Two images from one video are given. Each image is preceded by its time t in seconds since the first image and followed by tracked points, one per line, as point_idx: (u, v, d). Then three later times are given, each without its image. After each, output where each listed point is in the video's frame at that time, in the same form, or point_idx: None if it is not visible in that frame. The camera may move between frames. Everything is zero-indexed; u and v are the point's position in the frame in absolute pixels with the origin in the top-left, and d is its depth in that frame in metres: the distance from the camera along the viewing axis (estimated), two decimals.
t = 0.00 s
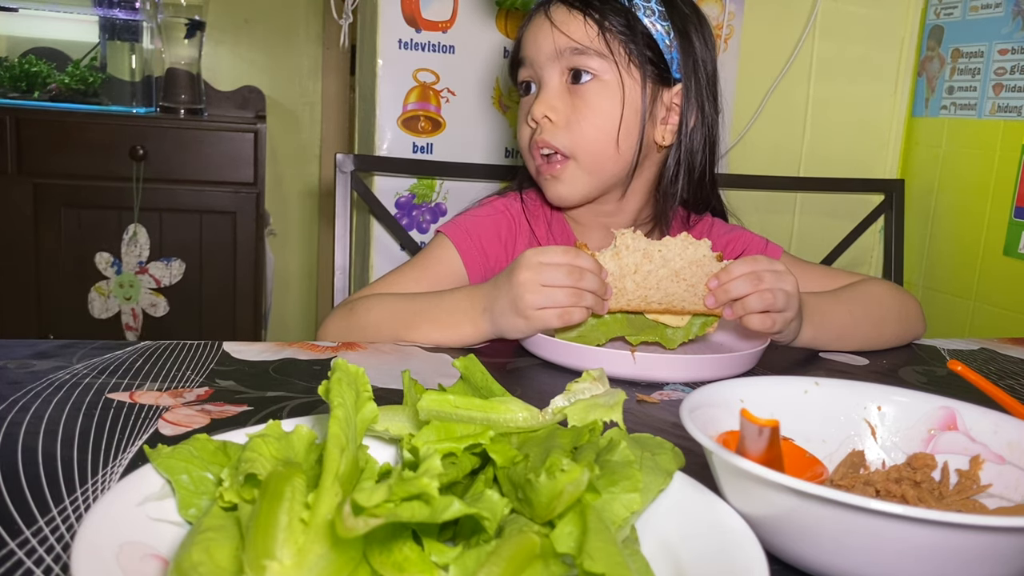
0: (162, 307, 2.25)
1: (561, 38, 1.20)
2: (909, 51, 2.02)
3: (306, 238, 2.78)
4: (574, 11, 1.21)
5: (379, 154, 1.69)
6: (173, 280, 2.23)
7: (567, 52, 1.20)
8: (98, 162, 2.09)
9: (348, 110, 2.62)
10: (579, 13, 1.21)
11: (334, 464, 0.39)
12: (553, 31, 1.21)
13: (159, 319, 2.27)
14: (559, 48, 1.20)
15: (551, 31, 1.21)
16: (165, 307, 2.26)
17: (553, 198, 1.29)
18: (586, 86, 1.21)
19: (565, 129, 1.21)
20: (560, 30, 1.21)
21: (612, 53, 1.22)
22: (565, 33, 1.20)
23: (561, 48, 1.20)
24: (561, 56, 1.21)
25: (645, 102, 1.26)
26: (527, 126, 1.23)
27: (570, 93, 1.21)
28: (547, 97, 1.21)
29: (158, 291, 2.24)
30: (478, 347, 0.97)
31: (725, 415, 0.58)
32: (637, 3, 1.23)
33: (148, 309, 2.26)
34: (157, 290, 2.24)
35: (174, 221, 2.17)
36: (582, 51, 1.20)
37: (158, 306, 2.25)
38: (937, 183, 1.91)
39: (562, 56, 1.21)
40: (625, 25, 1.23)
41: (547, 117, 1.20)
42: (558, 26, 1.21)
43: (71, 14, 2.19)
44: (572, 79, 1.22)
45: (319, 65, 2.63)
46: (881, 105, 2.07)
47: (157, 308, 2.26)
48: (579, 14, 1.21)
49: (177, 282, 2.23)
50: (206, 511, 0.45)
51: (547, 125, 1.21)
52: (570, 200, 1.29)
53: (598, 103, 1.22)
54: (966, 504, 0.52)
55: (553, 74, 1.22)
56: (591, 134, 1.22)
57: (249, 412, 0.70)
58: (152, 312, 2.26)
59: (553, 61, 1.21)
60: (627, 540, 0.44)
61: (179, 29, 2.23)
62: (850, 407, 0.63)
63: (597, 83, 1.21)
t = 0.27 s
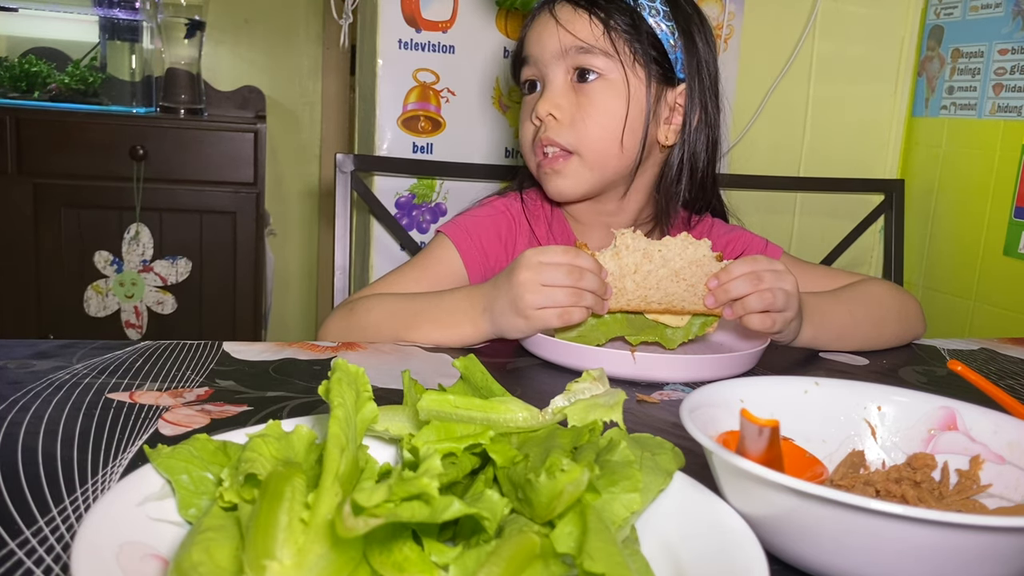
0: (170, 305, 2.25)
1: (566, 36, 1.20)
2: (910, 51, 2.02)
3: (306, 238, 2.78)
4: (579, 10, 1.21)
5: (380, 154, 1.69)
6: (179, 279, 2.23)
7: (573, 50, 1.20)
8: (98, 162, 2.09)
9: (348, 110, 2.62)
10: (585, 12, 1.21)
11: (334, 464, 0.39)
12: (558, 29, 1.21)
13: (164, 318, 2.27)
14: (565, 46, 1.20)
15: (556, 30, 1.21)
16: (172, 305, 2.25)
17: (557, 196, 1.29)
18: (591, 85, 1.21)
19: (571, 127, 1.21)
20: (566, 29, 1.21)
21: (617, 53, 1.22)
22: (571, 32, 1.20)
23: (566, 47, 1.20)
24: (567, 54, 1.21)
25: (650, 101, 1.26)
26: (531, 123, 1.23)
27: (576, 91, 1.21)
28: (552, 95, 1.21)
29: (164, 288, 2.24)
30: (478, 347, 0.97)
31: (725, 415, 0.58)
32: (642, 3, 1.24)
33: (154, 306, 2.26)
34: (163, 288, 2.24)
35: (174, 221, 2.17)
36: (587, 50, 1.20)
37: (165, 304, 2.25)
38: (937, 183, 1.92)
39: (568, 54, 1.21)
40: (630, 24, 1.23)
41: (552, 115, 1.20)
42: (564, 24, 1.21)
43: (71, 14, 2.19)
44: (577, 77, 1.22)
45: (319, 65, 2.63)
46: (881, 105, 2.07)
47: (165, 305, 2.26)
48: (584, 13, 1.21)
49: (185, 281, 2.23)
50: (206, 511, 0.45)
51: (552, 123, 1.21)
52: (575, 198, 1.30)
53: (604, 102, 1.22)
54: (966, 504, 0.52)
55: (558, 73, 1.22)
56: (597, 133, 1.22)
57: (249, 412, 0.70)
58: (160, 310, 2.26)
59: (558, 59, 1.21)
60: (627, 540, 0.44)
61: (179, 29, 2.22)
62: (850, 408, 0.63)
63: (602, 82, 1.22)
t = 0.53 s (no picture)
0: (174, 304, 2.25)
1: (575, 36, 1.20)
2: (909, 51, 2.02)
3: (306, 238, 2.78)
4: (587, 10, 1.21)
5: (379, 154, 1.69)
6: (183, 278, 2.23)
7: (581, 50, 1.20)
8: (98, 162, 2.09)
9: (348, 110, 2.62)
10: (593, 12, 1.21)
11: (334, 464, 0.39)
12: (566, 29, 1.21)
13: (171, 317, 2.26)
14: (573, 46, 1.20)
15: (564, 29, 1.21)
16: (176, 305, 2.25)
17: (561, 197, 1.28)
18: (599, 85, 1.21)
19: (579, 127, 1.21)
20: (574, 28, 1.21)
21: (625, 53, 1.22)
22: (580, 32, 1.20)
23: (575, 46, 1.20)
24: (575, 54, 1.21)
25: (657, 101, 1.27)
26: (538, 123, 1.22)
27: (584, 91, 1.21)
28: (560, 94, 1.21)
29: (167, 287, 2.24)
30: (478, 347, 0.97)
31: (725, 415, 0.58)
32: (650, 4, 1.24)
33: (159, 306, 2.26)
34: (167, 288, 2.24)
35: (174, 221, 2.17)
36: (596, 50, 1.20)
37: (169, 304, 2.25)
38: (937, 184, 1.92)
39: (576, 54, 1.21)
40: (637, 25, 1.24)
41: (560, 114, 1.20)
42: (572, 24, 1.21)
43: (71, 14, 2.19)
44: (584, 77, 1.21)
45: (319, 65, 2.63)
46: (881, 105, 2.07)
47: (168, 305, 2.26)
48: (592, 13, 1.21)
49: (187, 280, 2.23)
50: (206, 511, 0.45)
51: (559, 122, 1.21)
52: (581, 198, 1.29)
53: (612, 102, 1.22)
54: (965, 504, 0.52)
55: (566, 72, 1.21)
56: (605, 133, 1.22)
57: (249, 412, 0.70)
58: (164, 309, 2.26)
59: (567, 58, 1.21)
60: (627, 540, 0.44)
61: (179, 29, 2.22)
62: (850, 408, 0.63)
63: (609, 82, 1.22)
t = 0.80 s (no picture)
0: (188, 299, 2.26)
1: (592, 34, 1.20)
2: (909, 51, 2.02)
3: (306, 238, 2.78)
4: (603, 8, 1.22)
5: (380, 154, 1.69)
6: (194, 273, 2.23)
7: (598, 49, 1.21)
8: (98, 162, 2.09)
9: (348, 110, 2.62)
10: (609, 10, 1.22)
11: (334, 464, 0.39)
12: (582, 27, 1.20)
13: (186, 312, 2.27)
14: (590, 44, 1.20)
15: (580, 26, 1.21)
16: (191, 299, 2.26)
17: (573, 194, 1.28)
18: (615, 83, 1.22)
19: (597, 125, 1.21)
20: (591, 26, 1.21)
21: (641, 52, 1.23)
22: (597, 30, 1.20)
23: (592, 45, 1.20)
24: (593, 52, 1.21)
25: (671, 101, 1.28)
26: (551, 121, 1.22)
27: (599, 90, 1.21)
28: (576, 92, 1.21)
29: (181, 283, 2.24)
30: (478, 347, 0.97)
31: (725, 415, 0.58)
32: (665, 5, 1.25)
33: (173, 302, 2.26)
34: (179, 284, 2.24)
35: (174, 221, 2.17)
36: (613, 48, 1.21)
37: (184, 299, 2.26)
38: (937, 184, 1.91)
39: (593, 52, 1.21)
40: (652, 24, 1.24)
41: (576, 113, 1.20)
42: (589, 22, 1.21)
43: (71, 14, 2.19)
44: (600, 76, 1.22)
45: (319, 65, 2.63)
46: (881, 105, 2.06)
47: (183, 301, 2.26)
48: (609, 11, 1.22)
49: (198, 274, 2.23)
50: (206, 511, 0.45)
51: (575, 121, 1.21)
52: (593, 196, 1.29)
53: (629, 101, 1.23)
54: (965, 504, 0.52)
55: (582, 70, 1.21)
56: (622, 131, 1.23)
57: (249, 412, 0.70)
58: (179, 305, 2.27)
59: (583, 56, 1.21)
60: (627, 540, 0.44)
61: (179, 29, 2.22)
62: (850, 408, 0.63)
63: (624, 81, 1.22)
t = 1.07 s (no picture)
0: (189, 300, 2.26)
1: (628, 34, 1.21)
2: (910, 51, 2.01)
3: (306, 238, 2.78)
4: (637, 9, 1.23)
5: (380, 154, 1.69)
6: (195, 272, 2.23)
7: (633, 49, 1.21)
8: (98, 161, 2.09)
9: (348, 110, 2.62)
10: (642, 12, 1.23)
11: (334, 464, 0.39)
12: (618, 26, 1.21)
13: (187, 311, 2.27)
14: (627, 44, 1.21)
15: (616, 25, 1.21)
16: (192, 299, 2.26)
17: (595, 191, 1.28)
18: (647, 84, 1.23)
19: (631, 125, 1.23)
20: (627, 27, 1.21)
21: (671, 55, 1.25)
22: (633, 31, 1.21)
23: (628, 45, 1.21)
24: (628, 53, 1.22)
25: (692, 105, 1.31)
26: (583, 118, 1.21)
27: (633, 89, 1.22)
28: (610, 91, 1.21)
29: (181, 283, 2.24)
30: (478, 347, 0.97)
31: (725, 415, 0.58)
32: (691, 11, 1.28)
33: (175, 302, 2.26)
34: (180, 284, 2.24)
35: (174, 221, 2.17)
36: (648, 50, 1.22)
37: (184, 299, 2.26)
38: (937, 184, 1.91)
39: (628, 52, 1.21)
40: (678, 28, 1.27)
41: (611, 112, 1.20)
42: (625, 22, 1.21)
43: (71, 14, 2.19)
44: (632, 75, 1.23)
45: (319, 65, 2.63)
46: (881, 105, 2.06)
47: (184, 301, 2.26)
48: (642, 13, 1.23)
49: (199, 274, 2.23)
50: (206, 511, 0.45)
51: (609, 120, 1.21)
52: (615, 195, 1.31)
53: (661, 102, 1.25)
54: (965, 504, 0.52)
55: (616, 69, 1.22)
56: (654, 132, 1.25)
57: (250, 412, 0.70)
58: (180, 305, 2.27)
59: (618, 55, 1.21)
60: (627, 540, 0.44)
61: (179, 29, 2.22)
62: (850, 408, 0.63)
63: (655, 82, 1.24)
